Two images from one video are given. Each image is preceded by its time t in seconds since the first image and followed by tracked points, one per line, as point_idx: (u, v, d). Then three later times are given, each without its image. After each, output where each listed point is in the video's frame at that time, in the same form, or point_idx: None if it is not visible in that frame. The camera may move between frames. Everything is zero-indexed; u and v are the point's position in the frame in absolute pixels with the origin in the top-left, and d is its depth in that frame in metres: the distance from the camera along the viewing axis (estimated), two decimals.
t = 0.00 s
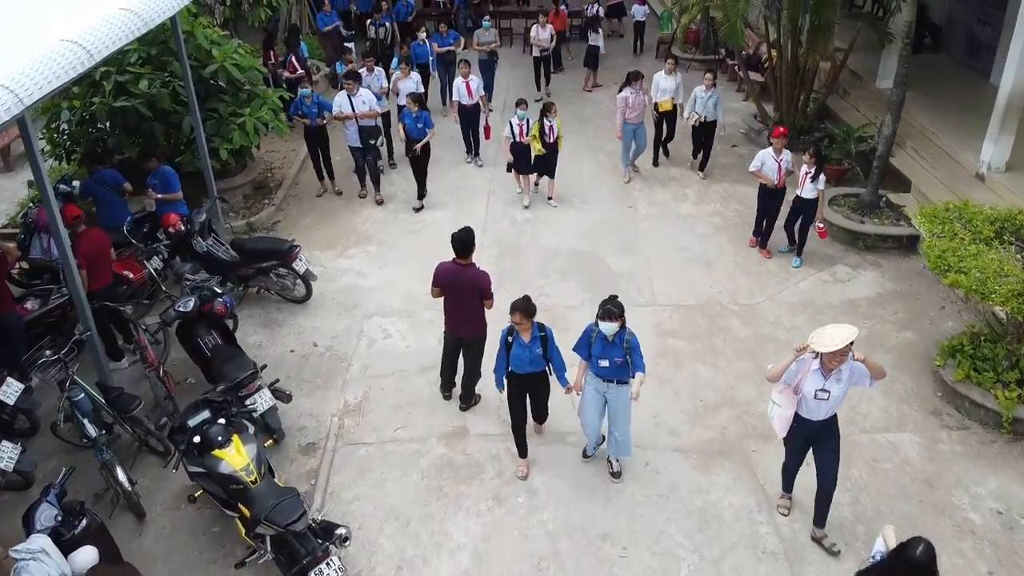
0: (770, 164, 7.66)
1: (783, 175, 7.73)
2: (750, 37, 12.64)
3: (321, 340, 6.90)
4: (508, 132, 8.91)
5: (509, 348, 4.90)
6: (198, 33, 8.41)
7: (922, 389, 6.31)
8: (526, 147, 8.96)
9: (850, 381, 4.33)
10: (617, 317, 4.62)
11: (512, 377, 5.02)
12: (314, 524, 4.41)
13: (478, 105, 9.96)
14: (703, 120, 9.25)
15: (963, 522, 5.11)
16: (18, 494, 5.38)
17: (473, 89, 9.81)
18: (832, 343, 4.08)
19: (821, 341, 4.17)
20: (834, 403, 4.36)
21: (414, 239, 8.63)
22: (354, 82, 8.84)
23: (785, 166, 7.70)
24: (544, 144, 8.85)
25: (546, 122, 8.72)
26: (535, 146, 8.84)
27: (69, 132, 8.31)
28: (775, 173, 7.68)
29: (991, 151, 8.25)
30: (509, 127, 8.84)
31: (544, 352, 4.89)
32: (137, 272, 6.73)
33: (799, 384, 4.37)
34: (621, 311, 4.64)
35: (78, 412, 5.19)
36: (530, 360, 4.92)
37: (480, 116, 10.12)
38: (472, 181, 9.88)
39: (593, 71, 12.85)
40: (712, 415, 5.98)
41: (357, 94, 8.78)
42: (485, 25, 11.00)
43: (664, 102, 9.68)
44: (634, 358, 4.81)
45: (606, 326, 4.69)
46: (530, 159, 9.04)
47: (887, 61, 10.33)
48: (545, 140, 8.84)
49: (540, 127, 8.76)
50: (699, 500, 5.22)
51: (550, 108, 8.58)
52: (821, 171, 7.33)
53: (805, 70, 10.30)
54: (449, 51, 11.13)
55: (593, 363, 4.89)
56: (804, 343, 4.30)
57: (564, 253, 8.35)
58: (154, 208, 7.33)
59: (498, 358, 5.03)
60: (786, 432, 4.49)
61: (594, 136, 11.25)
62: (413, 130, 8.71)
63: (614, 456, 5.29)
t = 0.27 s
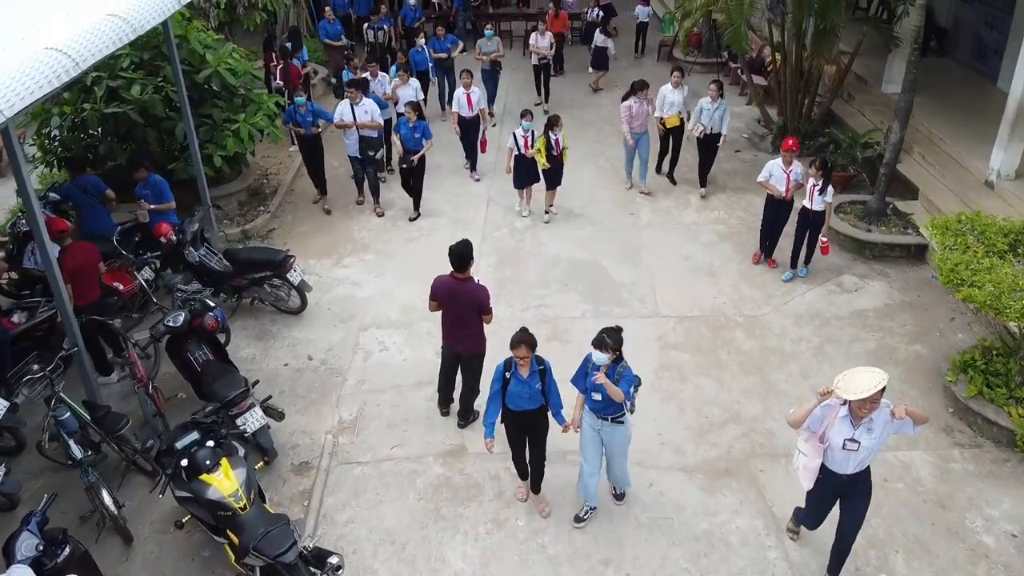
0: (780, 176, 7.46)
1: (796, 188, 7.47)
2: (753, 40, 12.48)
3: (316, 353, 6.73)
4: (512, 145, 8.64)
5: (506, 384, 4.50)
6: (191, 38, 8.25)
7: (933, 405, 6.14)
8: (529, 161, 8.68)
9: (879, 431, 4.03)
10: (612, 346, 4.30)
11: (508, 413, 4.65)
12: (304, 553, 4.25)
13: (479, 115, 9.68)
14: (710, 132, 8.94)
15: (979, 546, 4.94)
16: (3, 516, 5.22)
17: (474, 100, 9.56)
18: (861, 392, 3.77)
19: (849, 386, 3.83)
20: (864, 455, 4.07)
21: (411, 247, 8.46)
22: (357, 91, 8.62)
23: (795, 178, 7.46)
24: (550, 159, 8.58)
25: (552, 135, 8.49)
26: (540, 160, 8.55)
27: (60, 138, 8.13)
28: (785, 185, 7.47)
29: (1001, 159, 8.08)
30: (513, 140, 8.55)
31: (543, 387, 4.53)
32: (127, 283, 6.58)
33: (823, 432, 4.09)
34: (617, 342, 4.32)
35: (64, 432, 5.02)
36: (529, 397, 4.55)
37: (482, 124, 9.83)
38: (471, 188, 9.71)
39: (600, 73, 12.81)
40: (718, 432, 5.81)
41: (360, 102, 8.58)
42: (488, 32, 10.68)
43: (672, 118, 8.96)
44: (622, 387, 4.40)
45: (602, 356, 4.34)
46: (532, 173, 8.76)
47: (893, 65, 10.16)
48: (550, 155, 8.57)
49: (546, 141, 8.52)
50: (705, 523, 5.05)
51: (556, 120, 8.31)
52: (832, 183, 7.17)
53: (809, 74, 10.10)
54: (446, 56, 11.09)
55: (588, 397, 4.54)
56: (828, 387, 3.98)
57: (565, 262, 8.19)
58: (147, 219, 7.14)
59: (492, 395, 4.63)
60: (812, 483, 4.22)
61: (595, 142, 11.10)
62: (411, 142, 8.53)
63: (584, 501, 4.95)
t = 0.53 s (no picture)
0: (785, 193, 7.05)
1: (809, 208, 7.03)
2: (757, 44, 12.30)
3: (310, 368, 6.55)
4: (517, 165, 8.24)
5: (505, 431, 4.17)
6: (184, 43, 8.08)
7: (945, 423, 5.97)
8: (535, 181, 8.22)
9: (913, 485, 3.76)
10: (599, 378, 4.03)
11: (508, 461, 4.30)
12: None
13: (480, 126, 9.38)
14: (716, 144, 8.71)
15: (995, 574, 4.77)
16: None
17: (475, 110, 9.23)
18: (890, 442, 3.50)
19: (880, 434, 3.56)
20: (894, 508, 3.81)
21: (409, 256, 8.28)
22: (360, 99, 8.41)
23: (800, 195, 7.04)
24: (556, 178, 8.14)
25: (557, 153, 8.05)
26: (546, 180, 8.10)
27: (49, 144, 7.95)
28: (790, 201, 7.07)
29: (1011, 166, 7.90)
30: (517, 158, 8.15)
31: (544, 433, 4.20)
32: (117, 296, 6.41)
33: (852, 479, 3.85)
34: (608, 374, 4.04)
35: (48, 454, 4.85)
36: (530, 443, 4.20)
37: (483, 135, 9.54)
38: (471, 195, 9.53)
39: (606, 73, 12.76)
40: (724, 452, 5.63)
41: (363, 110, 8.38)
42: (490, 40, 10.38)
43: (677, 129, 8.75)
44: (616, 421, 4.15)
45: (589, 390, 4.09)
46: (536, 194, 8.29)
47: (900, 69, 9.98)
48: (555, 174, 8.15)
49: (551, 160, 8.06)
50: (711, 549, 4.87)
51: (559, 137, 7.89)
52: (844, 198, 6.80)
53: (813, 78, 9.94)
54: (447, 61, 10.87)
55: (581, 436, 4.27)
56: (858, 435, 3.71)
57: (566, 271, 8.01)
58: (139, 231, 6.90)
59: (488, 444, 4.29)
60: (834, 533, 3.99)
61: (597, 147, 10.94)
62: (409, 154, 8.24)
63: (582, 531, 4.73)
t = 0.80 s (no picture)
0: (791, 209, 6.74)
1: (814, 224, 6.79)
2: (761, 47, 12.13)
3: (304, 384, 6.37)
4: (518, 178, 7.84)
5: (496, 475, 4.00)
6: (176, 48, 7.93)
7: (958, 442, 5.80)
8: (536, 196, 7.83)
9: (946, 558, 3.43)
10: (599, 423, 3.85)
11: (499, 506, 4.13)
12: None
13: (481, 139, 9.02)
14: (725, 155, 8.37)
15: None
16: None
17: (476, 122, 8.82)
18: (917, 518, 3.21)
19: (904, 506, 3.28)
20: None
21: (407, 266, 8.10)
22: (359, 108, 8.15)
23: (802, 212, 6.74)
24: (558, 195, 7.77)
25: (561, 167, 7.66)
26: (547, 195, 7.71)
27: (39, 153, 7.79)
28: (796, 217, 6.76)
29: None
30: (518, 172, 7.76)
31: (539, 483, 4.00)
32: (105, 309, 6.28)
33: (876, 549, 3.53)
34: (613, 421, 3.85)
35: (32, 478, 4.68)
36: (523, 492, 4.02)
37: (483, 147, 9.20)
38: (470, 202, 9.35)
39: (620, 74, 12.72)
40: (730, 473, 5.45)
41: (363, 120, 8.13)
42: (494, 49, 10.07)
43: (680, 142, 8.40)
44: (620, 470, 3.97)
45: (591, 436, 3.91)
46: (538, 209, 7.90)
47: (907, 73, 9.79)
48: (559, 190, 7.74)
49: (554, 175, 7.66)
50: None
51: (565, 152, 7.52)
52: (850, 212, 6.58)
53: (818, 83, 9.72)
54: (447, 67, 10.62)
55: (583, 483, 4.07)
56: (882, 504, 3.43)
57: (568, 282, 7.83)
58: (131, 242, 6.78)
59: (480, 487, 4.11)
60: None
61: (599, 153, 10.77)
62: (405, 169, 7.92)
63: (582, 561, 4.59)
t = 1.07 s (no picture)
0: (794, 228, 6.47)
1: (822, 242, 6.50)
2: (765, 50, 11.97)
3: (298, 400, 6.18)
4: (519, 203, 7.34)
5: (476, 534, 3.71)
6: (168, 53, 7.75)
7: (972, 462, 5.62)
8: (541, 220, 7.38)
9: None
10: (614, 486, 3.49)
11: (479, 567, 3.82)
12: None
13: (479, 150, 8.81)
14: (735, 171, 8.08)
15: None
16: None
17: (474, 133, 8.61)
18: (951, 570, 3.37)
19: (944, 567, 3.40)
20: None
21: (404, 276, 7.92)
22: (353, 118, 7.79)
23: (806, 229, 6.46)
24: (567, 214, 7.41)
25: (570, 184, 7.27)
26: (554, 214, 7.34)
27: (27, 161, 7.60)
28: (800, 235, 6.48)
29: None
30: (521, 196, 7.28)
31: (522, 544, 3.67)
32: (93, 323, 6.11)
33: None
34: (623, 482, 3.50)
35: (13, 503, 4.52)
36: (503, 555, 3.71)
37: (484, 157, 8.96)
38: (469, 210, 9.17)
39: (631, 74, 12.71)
40: (738, 495, 5.27)
41: (358, 131, 7.79)
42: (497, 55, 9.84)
43: (690, 157, 8.07)
44: (636, 535, 3.61)
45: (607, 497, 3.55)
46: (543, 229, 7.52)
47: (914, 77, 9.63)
48: (565, 209, 7.38)
49: (562, 192, 7.31)
50: None
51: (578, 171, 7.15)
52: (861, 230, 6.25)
53: (824, 87, 9.52)
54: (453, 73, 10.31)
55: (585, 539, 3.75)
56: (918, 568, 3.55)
57: (569, 292, 7.65)
58: (107, 253, 6.61)
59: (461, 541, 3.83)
60: None
61: (600, 159, 10.60)
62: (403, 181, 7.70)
63: None
